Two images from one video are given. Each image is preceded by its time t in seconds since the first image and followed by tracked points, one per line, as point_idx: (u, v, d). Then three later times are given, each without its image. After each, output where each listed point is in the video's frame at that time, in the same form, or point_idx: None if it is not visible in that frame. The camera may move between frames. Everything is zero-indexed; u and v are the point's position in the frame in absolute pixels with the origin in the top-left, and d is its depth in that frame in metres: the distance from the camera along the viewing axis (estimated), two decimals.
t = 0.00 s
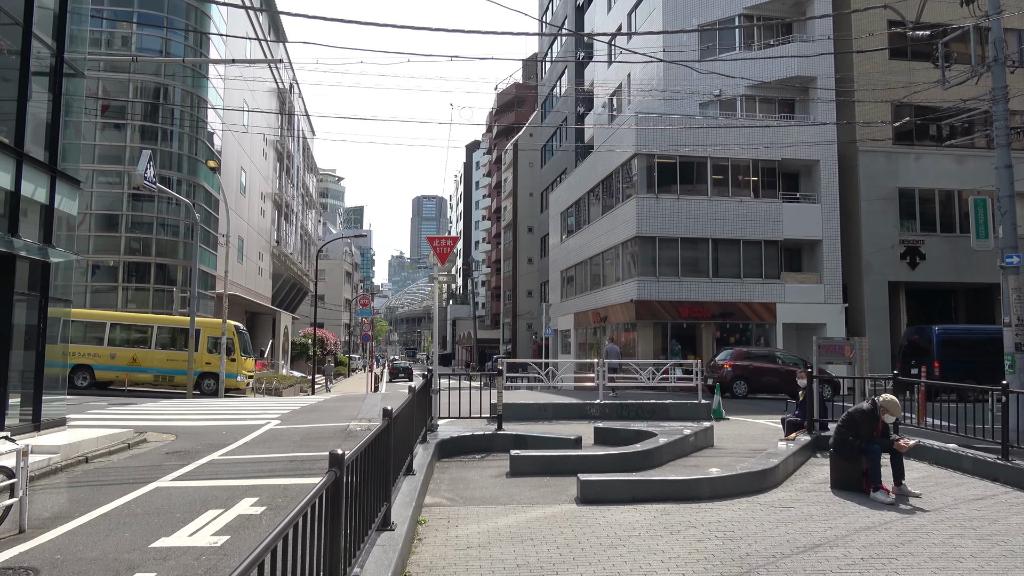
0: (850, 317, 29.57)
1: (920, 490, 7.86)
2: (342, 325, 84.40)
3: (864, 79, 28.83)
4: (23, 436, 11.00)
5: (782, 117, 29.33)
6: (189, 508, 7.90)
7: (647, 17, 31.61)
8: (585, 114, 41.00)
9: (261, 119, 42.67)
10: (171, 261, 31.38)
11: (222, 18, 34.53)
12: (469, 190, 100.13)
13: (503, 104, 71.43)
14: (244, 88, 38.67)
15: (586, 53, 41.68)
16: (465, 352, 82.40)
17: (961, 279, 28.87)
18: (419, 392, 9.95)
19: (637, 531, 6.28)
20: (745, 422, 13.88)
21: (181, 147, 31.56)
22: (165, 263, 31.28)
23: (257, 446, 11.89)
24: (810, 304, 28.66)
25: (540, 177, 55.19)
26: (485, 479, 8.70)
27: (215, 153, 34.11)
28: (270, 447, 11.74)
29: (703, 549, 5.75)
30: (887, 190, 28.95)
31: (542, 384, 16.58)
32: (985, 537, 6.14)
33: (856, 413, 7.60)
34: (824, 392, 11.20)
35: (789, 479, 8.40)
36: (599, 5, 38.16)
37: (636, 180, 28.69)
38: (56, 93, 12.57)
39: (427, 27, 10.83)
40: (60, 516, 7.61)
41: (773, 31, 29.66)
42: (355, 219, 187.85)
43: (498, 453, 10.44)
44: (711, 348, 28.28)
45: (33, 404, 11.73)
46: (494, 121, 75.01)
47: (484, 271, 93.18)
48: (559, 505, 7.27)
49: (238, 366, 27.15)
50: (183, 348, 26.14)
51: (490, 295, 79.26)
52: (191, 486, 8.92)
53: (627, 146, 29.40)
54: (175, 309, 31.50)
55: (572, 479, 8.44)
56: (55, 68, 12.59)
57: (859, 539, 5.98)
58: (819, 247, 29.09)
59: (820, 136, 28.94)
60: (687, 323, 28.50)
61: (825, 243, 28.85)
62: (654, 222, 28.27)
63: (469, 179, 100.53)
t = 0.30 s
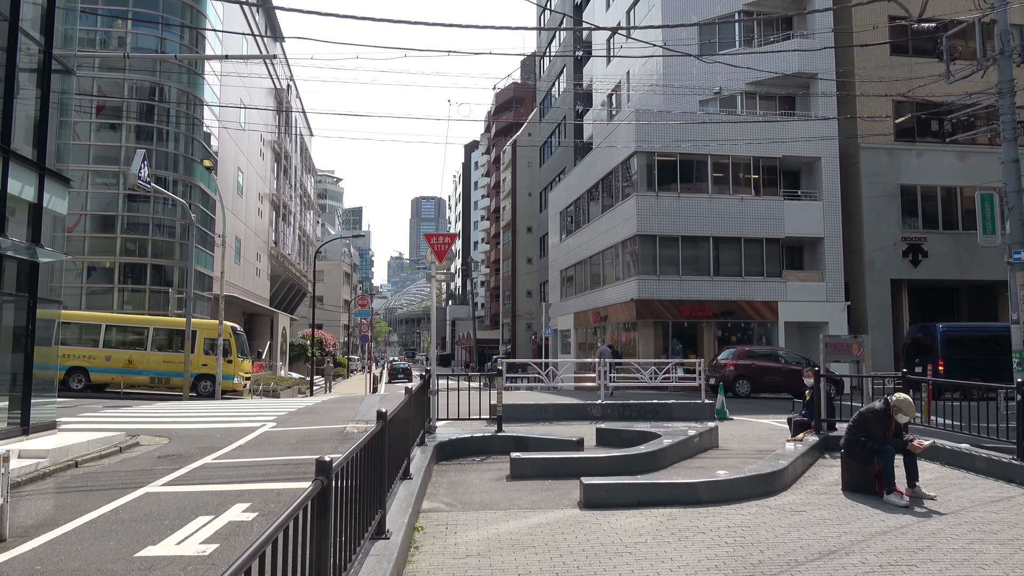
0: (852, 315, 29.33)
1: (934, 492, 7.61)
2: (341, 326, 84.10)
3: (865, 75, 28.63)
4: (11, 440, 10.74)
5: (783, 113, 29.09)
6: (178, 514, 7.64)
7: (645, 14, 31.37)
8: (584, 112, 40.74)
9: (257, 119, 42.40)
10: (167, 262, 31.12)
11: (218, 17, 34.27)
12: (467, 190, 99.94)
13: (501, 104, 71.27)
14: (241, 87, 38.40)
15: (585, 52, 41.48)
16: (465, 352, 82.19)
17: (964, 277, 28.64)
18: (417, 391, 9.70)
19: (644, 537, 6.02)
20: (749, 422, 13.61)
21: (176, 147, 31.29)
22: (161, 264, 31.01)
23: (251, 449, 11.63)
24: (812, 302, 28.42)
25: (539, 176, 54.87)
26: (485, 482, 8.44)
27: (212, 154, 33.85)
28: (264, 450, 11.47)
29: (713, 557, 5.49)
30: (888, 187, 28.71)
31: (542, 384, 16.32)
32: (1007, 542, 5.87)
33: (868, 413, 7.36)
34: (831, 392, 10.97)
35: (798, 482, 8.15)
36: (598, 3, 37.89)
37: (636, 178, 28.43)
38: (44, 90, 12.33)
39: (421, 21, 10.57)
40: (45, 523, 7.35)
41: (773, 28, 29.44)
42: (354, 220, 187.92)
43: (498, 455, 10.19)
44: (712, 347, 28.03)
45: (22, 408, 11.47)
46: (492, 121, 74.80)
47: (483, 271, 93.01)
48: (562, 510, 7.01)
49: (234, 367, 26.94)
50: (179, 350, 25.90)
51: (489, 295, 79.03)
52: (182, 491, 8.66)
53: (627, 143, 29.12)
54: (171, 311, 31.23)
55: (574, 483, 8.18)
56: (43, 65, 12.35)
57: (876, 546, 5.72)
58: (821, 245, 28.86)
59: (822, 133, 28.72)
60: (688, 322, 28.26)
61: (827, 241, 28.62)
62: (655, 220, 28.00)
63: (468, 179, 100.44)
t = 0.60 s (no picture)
0: (854, 315, 29.06)
1: (949, 501, 7.32)
2: (339, 327, 83.72)
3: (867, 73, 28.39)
4: None
5: (783, 112, 28.83)
6: (164, 526, 7.34)
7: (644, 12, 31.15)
8: (583, 112, 40.50)
9: (254, 119, 42.13)
10: (163, 263, 30.81)
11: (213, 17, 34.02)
12: (466, 191, 99.75)
13: (500, 104, 71.07)
14: (237, 87, 38.16)
15: (584, 51, 41.28)
16: (464, 353, 81.88)
17: (967, 276, 28.35)
18: (413, 396, 9.42)
19: (649, 551, 5.74)
20: (753, 425, 13.32)
21: (172, 147, 31.03)
22: (157, 265, 30.71)
23: (244, 455, 11.34)
24: (814, 302, 28.14)
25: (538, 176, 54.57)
26: (483, 491, 8.15)
27: (207, 154, 33.59)
28: (257, 456, 11.17)
29: (723, 572, 5.21)
30: (891, 185, 28.46)
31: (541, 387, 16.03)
32: None
33: (881, 419, 7.10)
34: (839, 395, 10.66)
35: (808, 489, 7.86)
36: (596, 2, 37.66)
37: (636, 177, 28.15)
38: (30, 89, 12.04)
39: (428, 18, 10.57)
40: (25, 535, 7.06)
41: (774, 25, 29.19)
42: (352, 221, 187.60)
43: (496, 462, 9.90)
44: (714, 348, 27.74)
45: (8, 413, 11.18)
46: (491, 121, 74.55)
47: (482, 272, 92.70)
48: (563, 521, 6.73)
49: (231, 370, 26.50)
50: (175, 352, 25.57)
51: (489, 296, 78.68)
52: (169, 501, 8.36)
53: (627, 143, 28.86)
54: (167, 313, 30.90)
55: (575, 491, 7.90)
56: (30, 62, 12.07)
57: (894, 559, 5.44)
58: (823, 245, 28.60)
59: (824, 131, 28.46)
60: (689, 323, 27.97)
61: (829, 240, 28.36)
62: (655, 220, 27.71)
63: (466, 180, 100.24)
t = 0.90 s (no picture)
0: (857, 316, 28.78)
1: (968, 507, 7.03)
2: (339, 326, 83.36)
3: (871, 71, 28.16)
4: None
5: (786, 110, 28.55)
6: (151, 530, 7.05)
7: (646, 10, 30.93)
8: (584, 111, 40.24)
9: (252, 117, 41.87)
10: (159, 260, 30.50)
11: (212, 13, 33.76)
12: (466, 190, 99.52)
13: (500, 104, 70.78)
14: (235, 84, 37.92)
15: (585, 50, 41.04)
16: (464, 353, 81.51)
17: (971, 277, 28.07)
18: (411, 395, 9.14)
19: (657, 560, 5.46)
20: (759, 428, 13.03)
21: (169, 144, 30.75)
22: (153, 263, 30.39)
23: (237, 456, 11.04)
24: (817, 303, 27.86)
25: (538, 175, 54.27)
26: (481, 495, 7.85)
27: (206, 150, 33.32)
28: (250, 457, 10.87)
29: None
30: (895, 185, 28.20)
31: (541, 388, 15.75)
32: None
33: (897, 422, 6.83)
34: (847, 397, 10.39)
35: (820, 495, 7.57)
36: None
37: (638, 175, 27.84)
38: (19, 79, 11.74)
39: (429, 10, 11.09)
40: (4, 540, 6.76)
41: (777, 23, 28.93)
42: (352, 221, 187.31)
43: (496, 464, 9.61)
44: (716, 349, 27.45)
45: None
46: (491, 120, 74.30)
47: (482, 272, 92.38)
48: (566, 527, 6.43)
49: (227, 369, 26.17)
50: (170, 351, 25.25)
51: (488, 295, 78.36)
52: (157, 503, 8.07)
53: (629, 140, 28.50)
54: (163, 311, 30.58)
55: (578, 496, 7.61)
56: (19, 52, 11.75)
57: (915, 571, 5.16)
58: (826, 245, 28.33)
59: (828, 130, 28.19)
60: (691, 324, 27.68)
61: (833, 240, 28.08)
62: (657, 219, 27.41)
63: (466, 179, 100.04)
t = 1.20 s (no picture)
0: (861, 317, 28.48)
1: (990, 519, 6.73)
2: (338, 326, 83.04)
3: (875, 70, 27.89)
4: None
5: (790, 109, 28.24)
6: (137, 541, 6.73)
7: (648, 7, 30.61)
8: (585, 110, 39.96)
9: (250, 115, 41.56)
10: (155, 260, 30.18)
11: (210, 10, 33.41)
12: (466, 190, 99.26)
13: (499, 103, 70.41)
14: (234, 82, 37.62)
15: (585, 49, 40.73)
16: (463, 353, 81.15)
17: (976, 278, 27.77)
18: (410, 398, 8.84)
19: None
20: (765, 432, 12.74)
21: (165, 142, 30.43)
22: (149, 262, 30.07)
23: (231, 460, 10.74)
24: (820, 304, 27.57)
25: (538, 174, 53.95)
26: (482, 505, 7.54)
27: (203, 149, 33.00)
28: (243, 462, 10.55)
29: None
30: (899, 185, 27.90)
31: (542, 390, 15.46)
32: None
33: (918, 429, 6.56)
34: (858, 401, 10.11)
35: (834, 504, 7.27)
36: None
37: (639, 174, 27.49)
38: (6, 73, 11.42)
39: (438, 4, 10.83)
40: None
41: (780, 21, 28.64)
42: (351, 220, 187.05)
43: (497, 471, 9.30)
44: (718, 351, 27.16)
45: None
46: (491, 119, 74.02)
47: (481, 272, 92.04)
48: (571, 540, 6.13)
49: (223, 369, 25.81)
50: (166, 351, 24.93)
51: (488, 296, 77.99)
52: (144, 512, 7.76)
53: (631, 138, 28.13)
54: (160, 311, 30.25)
55: (582, 506, 7.31)
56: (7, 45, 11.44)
57: None
58: (829, 245, 28.04)
59: (831, 129, 27.93)
60: (693, 325, 27.38)
61: (836, 240, 27.78)
62: (659, 219, 27.10)
63: (466, 178, 100.03)
